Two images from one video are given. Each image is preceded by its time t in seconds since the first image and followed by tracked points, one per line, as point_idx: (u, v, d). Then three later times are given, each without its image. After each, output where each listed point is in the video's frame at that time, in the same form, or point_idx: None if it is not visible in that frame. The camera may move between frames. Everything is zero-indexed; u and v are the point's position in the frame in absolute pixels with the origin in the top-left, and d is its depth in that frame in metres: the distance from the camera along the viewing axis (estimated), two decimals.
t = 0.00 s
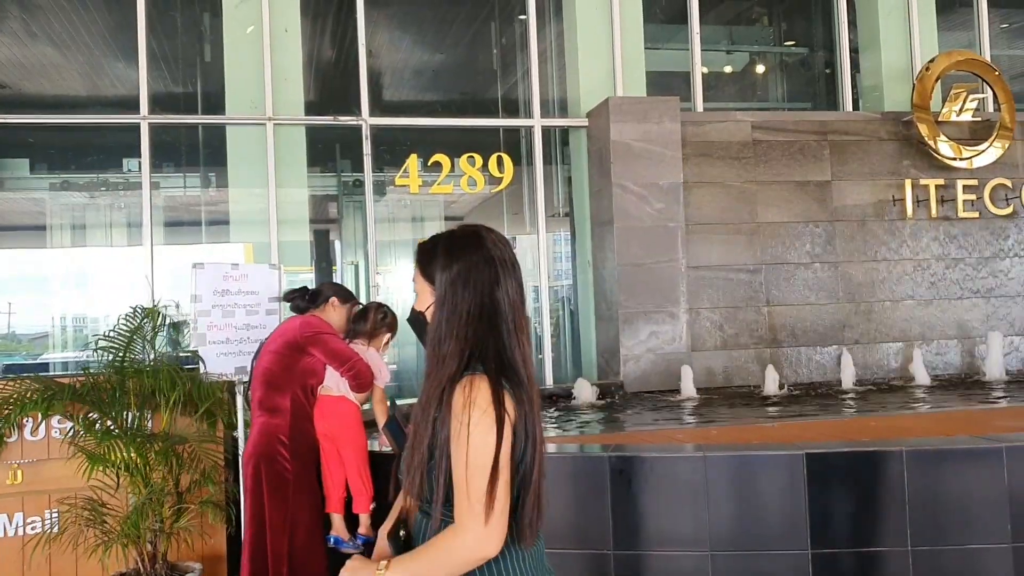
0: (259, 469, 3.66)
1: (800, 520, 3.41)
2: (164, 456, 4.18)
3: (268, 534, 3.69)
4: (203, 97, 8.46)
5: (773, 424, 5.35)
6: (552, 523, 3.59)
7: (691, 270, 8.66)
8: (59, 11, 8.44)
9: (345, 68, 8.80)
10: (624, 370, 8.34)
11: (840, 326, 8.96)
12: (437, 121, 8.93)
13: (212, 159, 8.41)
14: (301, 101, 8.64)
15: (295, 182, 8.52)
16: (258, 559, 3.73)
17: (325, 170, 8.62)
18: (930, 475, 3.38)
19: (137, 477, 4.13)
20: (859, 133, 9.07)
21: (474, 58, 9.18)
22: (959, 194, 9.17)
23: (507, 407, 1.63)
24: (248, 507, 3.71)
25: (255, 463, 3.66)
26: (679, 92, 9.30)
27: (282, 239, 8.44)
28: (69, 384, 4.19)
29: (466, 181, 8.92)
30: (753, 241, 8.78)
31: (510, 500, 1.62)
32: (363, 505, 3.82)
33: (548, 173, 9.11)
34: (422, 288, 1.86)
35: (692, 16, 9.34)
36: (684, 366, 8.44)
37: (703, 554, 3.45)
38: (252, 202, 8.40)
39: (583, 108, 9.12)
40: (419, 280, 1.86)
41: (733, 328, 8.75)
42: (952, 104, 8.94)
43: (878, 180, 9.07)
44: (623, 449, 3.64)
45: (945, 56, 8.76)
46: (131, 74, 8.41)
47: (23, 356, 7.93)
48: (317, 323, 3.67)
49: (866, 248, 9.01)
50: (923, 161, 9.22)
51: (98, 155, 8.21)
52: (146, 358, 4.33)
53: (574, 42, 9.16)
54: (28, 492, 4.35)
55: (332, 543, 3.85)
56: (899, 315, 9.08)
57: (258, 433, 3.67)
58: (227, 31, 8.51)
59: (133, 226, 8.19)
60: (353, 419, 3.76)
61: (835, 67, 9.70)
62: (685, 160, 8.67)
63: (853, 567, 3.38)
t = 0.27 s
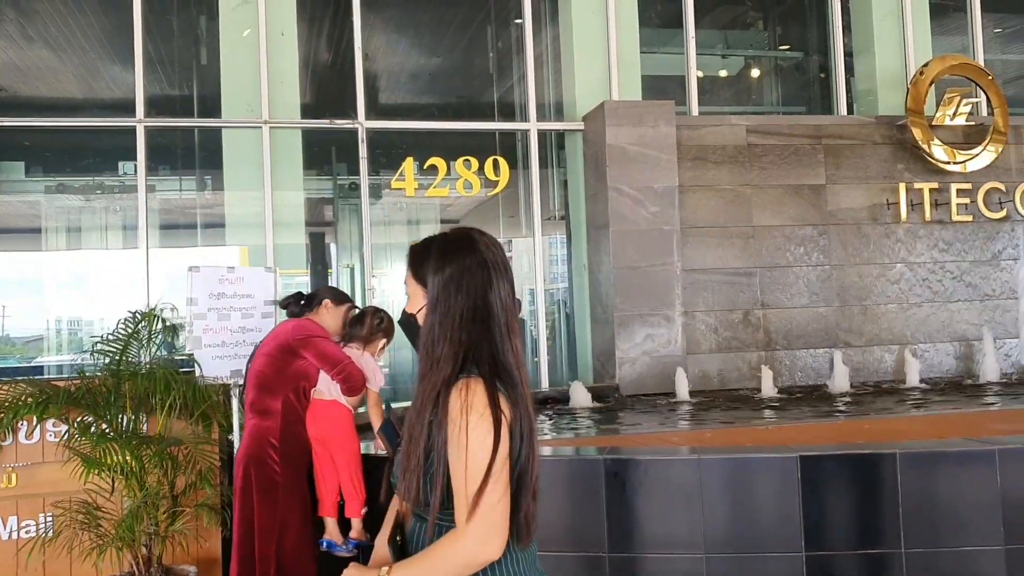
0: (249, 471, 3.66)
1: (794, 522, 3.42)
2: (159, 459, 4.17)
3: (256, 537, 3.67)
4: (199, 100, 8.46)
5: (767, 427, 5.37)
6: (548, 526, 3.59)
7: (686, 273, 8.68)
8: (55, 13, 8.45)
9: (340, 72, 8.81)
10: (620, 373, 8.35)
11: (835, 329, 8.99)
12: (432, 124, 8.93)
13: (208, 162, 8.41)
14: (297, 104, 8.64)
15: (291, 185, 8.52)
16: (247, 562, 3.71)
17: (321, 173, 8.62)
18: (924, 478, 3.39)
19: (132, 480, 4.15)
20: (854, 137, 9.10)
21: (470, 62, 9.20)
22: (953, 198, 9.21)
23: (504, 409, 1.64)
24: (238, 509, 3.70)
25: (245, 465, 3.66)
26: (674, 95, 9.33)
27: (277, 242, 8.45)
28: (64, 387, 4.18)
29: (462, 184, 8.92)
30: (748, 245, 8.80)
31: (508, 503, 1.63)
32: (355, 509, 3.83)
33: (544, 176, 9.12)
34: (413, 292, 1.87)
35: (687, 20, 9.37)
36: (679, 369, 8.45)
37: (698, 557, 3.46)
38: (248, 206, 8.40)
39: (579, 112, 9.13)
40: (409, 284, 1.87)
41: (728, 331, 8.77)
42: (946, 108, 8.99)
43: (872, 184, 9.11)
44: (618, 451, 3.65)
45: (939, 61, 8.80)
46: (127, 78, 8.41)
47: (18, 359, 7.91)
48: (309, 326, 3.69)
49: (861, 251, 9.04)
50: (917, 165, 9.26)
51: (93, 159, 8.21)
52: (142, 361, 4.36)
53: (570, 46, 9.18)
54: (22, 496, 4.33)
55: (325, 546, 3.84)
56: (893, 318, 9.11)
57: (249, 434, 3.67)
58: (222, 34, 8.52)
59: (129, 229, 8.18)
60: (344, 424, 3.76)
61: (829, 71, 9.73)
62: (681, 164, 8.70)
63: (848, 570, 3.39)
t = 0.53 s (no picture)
0: (231, 476, 3.64)
1: (782, 523, 3.43)
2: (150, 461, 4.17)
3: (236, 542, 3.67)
4: (189, 102, 8.44)
5: (757, 429, 5.39)
6: (538, 527, 3.60)
7: (677, 276, 8.71)
8: (45, 14, 8.41)
9: (331, 74, 8.81)
10: (610, 375, 8.37)
11: (824, 331, 9.03)
12: (423, 126, 8.94)
13: (199, 164, 8.39)
14: (287, 106, 8.63)
15: (282, 187, 8.51)
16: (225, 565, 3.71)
17: (312, 175, 8.61)
18: (913, 480, 3.41)
19: (122, 483, 4.13)
20: (843, 141, 9.15)
21: (461, 64, 9.20)
22: (942, 201, 9.27)
23: (496, 412, 1.65)
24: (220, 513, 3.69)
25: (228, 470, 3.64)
26: (665, 98, 9.36)
27: (268, 244, 8.43)
28: (55, 389, 4.17)
29: (453, 186, 8.93)
30: (739, 247, 8.84)
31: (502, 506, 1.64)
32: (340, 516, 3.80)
33: (535, 179, 9.14)
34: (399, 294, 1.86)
35: (678, 23, 9.40)
36: (670, 371, 8.47)
37: (688, 558, 3.47)
38: (239, 208, 8.39)
39: (570, 115, 9.15)
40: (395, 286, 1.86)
41: (718, 333, 8.79)
42: (935, 111, 9.06)
43: (862, 187, 9.16)
44: (609, 453, 3.66)
45: (929, 65, 8.86)
46: (118, 80, 8.38)
47: (6, 362, 7.87)
48: (296, 330, 3.62)
49: (850, 254, 9.09)
50: (906, 168, 9.31)
51: (83, 160, 8.18)
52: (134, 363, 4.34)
53: (561, 49, 9.20)
54: (10, 498, 4.31)
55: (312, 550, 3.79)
56: (882, 321, 9.15)
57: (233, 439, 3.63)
58: (213, 36, 8.51)
59: (119, 231, 8.15)
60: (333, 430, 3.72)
61: (819, 75, 9.77)
62: (671, 167, 8.72)
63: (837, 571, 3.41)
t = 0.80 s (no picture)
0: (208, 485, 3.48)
1: (774, 524, 3.45)
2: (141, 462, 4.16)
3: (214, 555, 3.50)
4: (181, 102, 8.43)
5: (748, 429, 5.41)
6: (531, 528, 3.60)
7: (669, 277, 8.74)
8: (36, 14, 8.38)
9: (323, 75, 8.81)
10: (603, 376, 8.38)
11: (816, 333, 9.07)
12: (415, 127, 8.94)
13: (191, 165, 8.38)
14: (280, 107, 8.63)
15: (274, 188, 8.50)
16: None
17: (304, 176, 8.61)
18: (904, 480, 3.44)
19: (113, 484, 4.14)
20: (834, 143, 9.19)
21: (453, 65, 9.21)
22: (932, 203, 9.32)
23: (492, 411, 1.67)
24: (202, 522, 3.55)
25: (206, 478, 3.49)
26: (657, 100, 9.38)
27: (260, 245, 8.42)
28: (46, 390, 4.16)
29: (446, 188, 8.95)
30: (730, 249, 8.87)
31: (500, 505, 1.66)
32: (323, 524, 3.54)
33: (527, 180, 9.15)
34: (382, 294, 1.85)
35: (670, 26, 9.44)
36: (662, 372, 8.49)
37: (680, 558, 3.49)
38: (230, 209, 8.37)
39: (562, 116, 9.17)
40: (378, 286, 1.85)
41: (710, 335, 8.82)
42: (925, 114, 9.12)
43: (853, 189, 9.20)
44: (601, 454, 3.67)
45: (919, 67, 8.91)
46: (109, 80, 8.36)
47: None
48: (272, 334, 3.41)
49: (841, 256, 9.13)
50: (897, 170, 9.36)
51: (75, 161, 8.16)
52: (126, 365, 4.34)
53: (553, 51, 9.22)
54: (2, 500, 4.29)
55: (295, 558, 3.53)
56: (873, 322, 9.20)
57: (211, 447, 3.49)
58: (205, 37, 8.50)
59: (110, 232, 8.13)
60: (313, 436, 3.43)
61: (810, 77, 9.81)
62: (663, 168, 8.75)
63: (828, 571, 3.43)
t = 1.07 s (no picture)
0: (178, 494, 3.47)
1: (762, 524, 3.47)
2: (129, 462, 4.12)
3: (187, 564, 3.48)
4: (171, 102, 8.40)
5: (738, 429, 5.43)
6: (520, 528, 3.61)
7: (659, 278, 8.76)
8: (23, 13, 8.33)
9: (313, 75, 8.80)
10: (593, 377, 8.40)
11: (805, 334, 9.11)
12: (406, 128, 8.94)
13: (180, 165, 8.35)
14: (270, 107, 8.61)
15: (264, 188, 8.48)
16: None
17: (294, 177, 8.60)
18: (891, 480, 3.46)
19: (102, 484, 4.10)
20: (823, 144, 9.24)
21: (444, 65, 9.20)
22: (921, 204, 9.38)
23: (480, 405, 1.69)
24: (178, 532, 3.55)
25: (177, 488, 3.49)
26: (647, 101, 9.41)
27: (250, 246, 8.41)
28: (35, 391, 4.15)
29: (436, 188, 8.95)
30: (720, 250, 8.91)
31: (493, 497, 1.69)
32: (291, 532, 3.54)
33: (518, 181, 9.16)
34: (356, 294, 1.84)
35: (660, 27, 9.47)
36: (652, 373, 8.51)
37: (669, 557, 3.50)
38: (220, 209, 8.35)
39: (553, 117, 9.17)
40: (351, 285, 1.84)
41: (700, 335, 8.85)
42: (915, 115, 9.15)
43: (842, 190, 9.25)
44: (591, 454, 3.68)
45: (908, 69, 8.97)
46: (98, 80, 8.33)
47: None
48: (226, 340, 3.39)
49: (831, 257, 9.18)
50: (886, 171, 9.42)
51: (64, 161, 8.12)
52: (115, 365, 4.32)
53: (544, 52, 9.23)
54: None
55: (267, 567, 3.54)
56: (862, 322, 9.24)
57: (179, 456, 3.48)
58: (195, 37, 8.48)
59: (99, 232, 8.10)
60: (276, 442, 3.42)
61: (800, 78, 9.85)
62: (653, 169, 8.78)
63: (817, 570, 3.45)
